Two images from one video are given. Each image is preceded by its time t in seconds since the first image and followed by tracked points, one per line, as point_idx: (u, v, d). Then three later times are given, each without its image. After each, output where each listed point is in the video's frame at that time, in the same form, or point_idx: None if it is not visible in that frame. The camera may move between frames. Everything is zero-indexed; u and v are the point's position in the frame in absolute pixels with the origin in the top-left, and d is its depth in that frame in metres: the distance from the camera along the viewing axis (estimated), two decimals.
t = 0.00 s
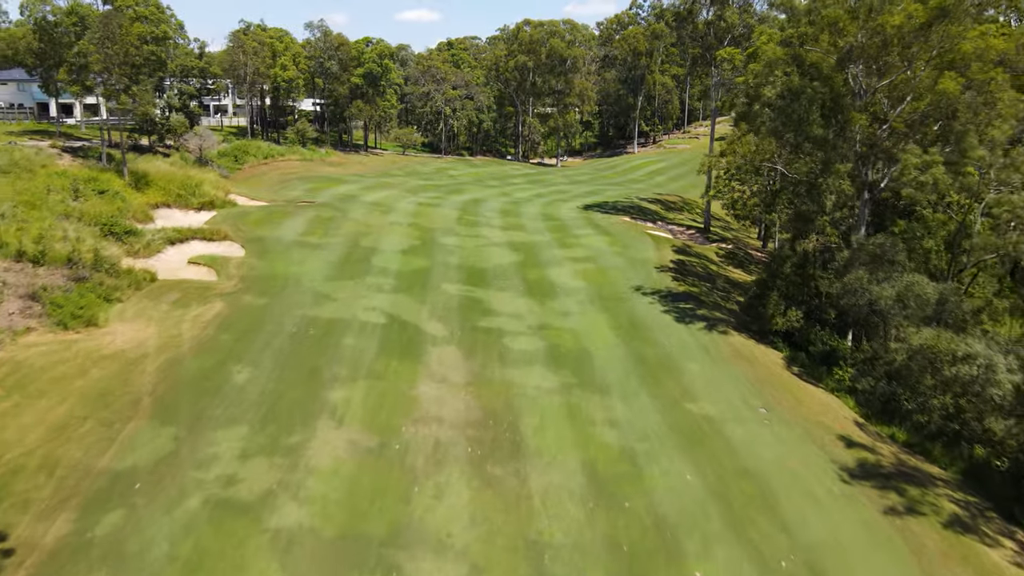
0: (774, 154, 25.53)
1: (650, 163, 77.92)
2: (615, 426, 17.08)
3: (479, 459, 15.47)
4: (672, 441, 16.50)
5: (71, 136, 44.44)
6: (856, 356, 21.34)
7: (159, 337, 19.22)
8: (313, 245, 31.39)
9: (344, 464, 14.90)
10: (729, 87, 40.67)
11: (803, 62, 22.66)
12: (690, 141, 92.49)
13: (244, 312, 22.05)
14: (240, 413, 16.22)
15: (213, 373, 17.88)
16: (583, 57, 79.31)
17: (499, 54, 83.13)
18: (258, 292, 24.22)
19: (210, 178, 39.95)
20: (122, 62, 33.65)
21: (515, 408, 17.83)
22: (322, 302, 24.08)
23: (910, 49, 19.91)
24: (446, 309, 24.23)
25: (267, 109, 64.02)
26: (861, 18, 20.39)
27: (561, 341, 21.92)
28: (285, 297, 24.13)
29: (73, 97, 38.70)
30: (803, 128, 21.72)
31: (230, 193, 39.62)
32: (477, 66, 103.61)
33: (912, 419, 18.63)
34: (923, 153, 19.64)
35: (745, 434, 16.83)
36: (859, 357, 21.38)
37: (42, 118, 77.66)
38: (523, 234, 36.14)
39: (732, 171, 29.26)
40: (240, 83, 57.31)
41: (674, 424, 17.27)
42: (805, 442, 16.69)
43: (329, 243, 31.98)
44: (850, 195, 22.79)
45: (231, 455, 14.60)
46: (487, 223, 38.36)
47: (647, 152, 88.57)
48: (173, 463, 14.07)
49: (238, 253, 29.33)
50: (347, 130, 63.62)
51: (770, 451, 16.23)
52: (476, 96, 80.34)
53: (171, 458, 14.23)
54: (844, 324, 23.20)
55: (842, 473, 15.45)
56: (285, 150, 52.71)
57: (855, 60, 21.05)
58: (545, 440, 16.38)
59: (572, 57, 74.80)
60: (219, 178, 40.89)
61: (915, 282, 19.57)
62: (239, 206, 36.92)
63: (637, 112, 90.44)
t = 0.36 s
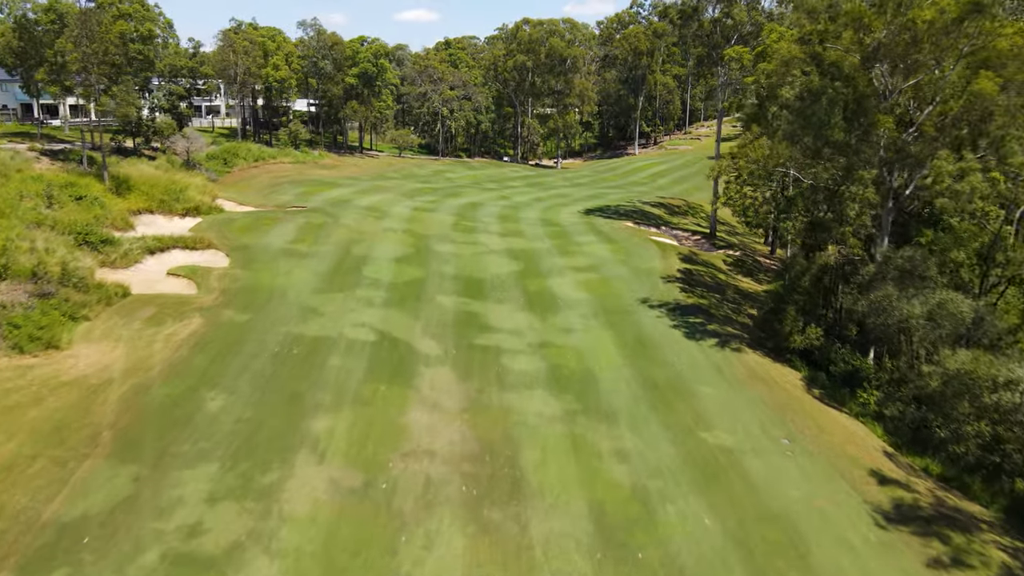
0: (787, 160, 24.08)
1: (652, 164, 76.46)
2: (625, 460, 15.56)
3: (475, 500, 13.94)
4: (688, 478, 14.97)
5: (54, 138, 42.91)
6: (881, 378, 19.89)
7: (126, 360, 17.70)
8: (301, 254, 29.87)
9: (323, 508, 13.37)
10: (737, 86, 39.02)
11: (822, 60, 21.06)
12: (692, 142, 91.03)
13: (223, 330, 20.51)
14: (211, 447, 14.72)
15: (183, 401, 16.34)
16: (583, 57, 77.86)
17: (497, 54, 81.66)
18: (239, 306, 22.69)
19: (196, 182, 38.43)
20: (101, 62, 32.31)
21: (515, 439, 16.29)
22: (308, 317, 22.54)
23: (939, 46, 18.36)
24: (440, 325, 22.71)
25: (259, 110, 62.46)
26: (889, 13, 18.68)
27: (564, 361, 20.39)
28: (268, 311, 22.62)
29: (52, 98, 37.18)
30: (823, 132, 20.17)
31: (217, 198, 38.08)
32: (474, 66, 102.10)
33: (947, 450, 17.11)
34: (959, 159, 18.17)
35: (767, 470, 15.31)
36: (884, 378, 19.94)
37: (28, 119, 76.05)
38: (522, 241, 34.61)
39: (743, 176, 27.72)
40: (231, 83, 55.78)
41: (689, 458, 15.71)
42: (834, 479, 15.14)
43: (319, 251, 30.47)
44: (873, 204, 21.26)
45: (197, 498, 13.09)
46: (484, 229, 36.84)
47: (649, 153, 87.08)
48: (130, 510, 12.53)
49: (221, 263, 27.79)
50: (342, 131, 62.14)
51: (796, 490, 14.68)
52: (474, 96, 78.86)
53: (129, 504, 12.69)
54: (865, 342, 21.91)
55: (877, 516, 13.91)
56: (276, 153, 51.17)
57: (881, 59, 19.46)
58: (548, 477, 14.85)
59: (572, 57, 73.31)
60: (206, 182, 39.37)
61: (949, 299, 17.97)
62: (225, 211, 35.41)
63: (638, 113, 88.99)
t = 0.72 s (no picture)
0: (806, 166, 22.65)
1: (654, 166, 74.97)
2: (638, 501, 14.01)
3: (471, 551, 12.37)
4: (708, 523, 13.43)
5: (36, 141, 41.32)
6: (913, 404, 18.37)
7: (88, 388, 16.18)
8: (290, 263, 28.31)
9: (299, 562, 11.80)
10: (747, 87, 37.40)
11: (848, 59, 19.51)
12: (694, 143, 89.50)
13: (199, 350, 18.95)
14: (176, 491, 13.18)
15: (149, 436, 14.79)
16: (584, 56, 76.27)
17: (496, 54, 79.99)
18: (219, 323, 21.14)
19: (183, 187, 36.87)
20: (80, 61, 30.62)
21: (516, 476, 14.73)
22: (293, 334, 20.99)
23: (979, 43, 16.76)
24: (435, 344, 21.15)
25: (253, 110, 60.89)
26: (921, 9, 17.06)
27: (568, 384, 18.84)
28: (250, 328, 21.08)
29: (30, 99, 35.83)
30: (848, 137, 18.66)
31: (204, 203, 36.53)
32: (473, 66, 100.44)
33: (991, 487, 15.63)
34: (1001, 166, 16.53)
35: (796, 514, 13.78)
36: (915, 404, 18.43)
37: (14, 120, 74.25)
38: (523, 248, 33.05)
39: (757, 182, 26.14)
40: (222, 83, 54.21)
41: (708, 499, 14.16)
42: (871, 525, 13.60)
43: (308, 260, 28.92)
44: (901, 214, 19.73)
45: (155, 554, 11.53)
46: (482, 236, 35.29)
47: (651, 155, 85.50)
48: (76, 570, 10.98)
49: (204, 274, 26.25)
50: (337, 132, 60.52)
51: (829, 538, 13.13)
52: (472, 97, 77.22)
53: (76, 562, 11.15)
54: (892, 361, 20.33)
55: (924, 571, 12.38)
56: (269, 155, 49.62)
57: (914, 57, 17.85)
58: (553, 523, 13.29)
59: (573, 57, 71.75)
60: (192, 187, 37.81)
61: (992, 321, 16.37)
62: (212, 218, 33.84)
63: (640, 114, 87.34)
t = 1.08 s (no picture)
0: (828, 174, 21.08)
1: (656, 168, 73.48)
2: (655, 555, 12.43)
3: None
4: None
5: (16, 144, 39.81)
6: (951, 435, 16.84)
7: (44, 422, 14.63)
8: (277, 275, 26.78)
9: None
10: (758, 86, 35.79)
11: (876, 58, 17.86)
12: (698, 144, 87.97)
13: (172, 375, 17.38)
14: (131, 546, 11.62)
15: (107, 479, 13.22)
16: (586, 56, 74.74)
17: (496, 53, 78.39)
18: (196, 343, 19.59)
19: (168, 192, 35.34)
20: (57, 60, 29.57)
21: (517, 523, 13.16)
22: (276, 355, 19.42)
23: None
24: (430, 366, 19.56)
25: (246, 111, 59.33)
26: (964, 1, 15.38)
27: (574, 413, 17.26)
28: (229, 349, 19.51)
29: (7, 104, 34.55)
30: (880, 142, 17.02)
31: (191, 210, 34.96)
32: (473, 66, 98.90)
33: None
34: None
35: (833, 569, 12.21)
36: (953, 435, 16.90)
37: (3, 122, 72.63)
38: (524, 258, 31.48)
39: (774, 190, 24.53)
40: (213, 83, 52.68)
41: (734, 552, 12.59)
42: None
43: (297, 271, 27.36)
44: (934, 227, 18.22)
45: None
46: (481, 244, 33.73)
47: (653, 157, 83.97)
48: None
49: (184, 287, 24.73)
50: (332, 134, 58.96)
51: None
52: (472, 97, 75.69)
53: None
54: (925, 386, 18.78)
55: None
56: (261, 158, 48.09)
57: (955, 55, 16.16)
58: None
59: (575, 57, 70.25)
60: (178, 192, 36.29)
61: None
62: (197, 225, 32.31)
63: (642, 114, 85.75)
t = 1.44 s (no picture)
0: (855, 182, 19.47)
1: (659, 170, 71.98)
2: None
3: None
4: None
5: None
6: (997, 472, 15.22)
7: None
8: (261, 287, 25.20)
9: None
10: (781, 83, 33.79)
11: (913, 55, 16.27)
12: (701, 146, 86.36)
13: (137, 404, 15.80)
14: None
15: (50, 532, 11.64)
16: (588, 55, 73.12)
17: (495, 53, 76.75)
18: (167, 365, 18.00)
19: (152, 197, 33.79)
20: (29, 59, 28.42)
21: None
22: (254, 380, 17.84)
23: None
24: (423, 391, 17.97)
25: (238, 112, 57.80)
26: None
27: (580, 446, 15.66)
28: (203, 373, 17.92)
29: None
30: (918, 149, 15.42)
31: (175, 216, 33.41)
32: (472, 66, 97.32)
33: None
34: None
35: None
36: (999, 472, 15.27)
37: None
38: (524, 267, 29.91)
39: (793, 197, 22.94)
40: (203, 83, 51.15)
41: None
42: None
43: (283, 283, 25.79)
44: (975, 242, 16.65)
45: None
46: (479, 251, 32.17)
47: (656, 158, 82.37)
48: None
49: (161, 301, 23.13)
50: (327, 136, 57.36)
51: None
52: (471, 98, 74.08)
53: None
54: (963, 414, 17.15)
55: None
56: (252, 160, 46.56)
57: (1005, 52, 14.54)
58: None
59: (576, 56, 68.80)
60: (163, 197, 34.73)
61: None
62: (181, 232, 30.75)
63: (645, 115, 84.10)
